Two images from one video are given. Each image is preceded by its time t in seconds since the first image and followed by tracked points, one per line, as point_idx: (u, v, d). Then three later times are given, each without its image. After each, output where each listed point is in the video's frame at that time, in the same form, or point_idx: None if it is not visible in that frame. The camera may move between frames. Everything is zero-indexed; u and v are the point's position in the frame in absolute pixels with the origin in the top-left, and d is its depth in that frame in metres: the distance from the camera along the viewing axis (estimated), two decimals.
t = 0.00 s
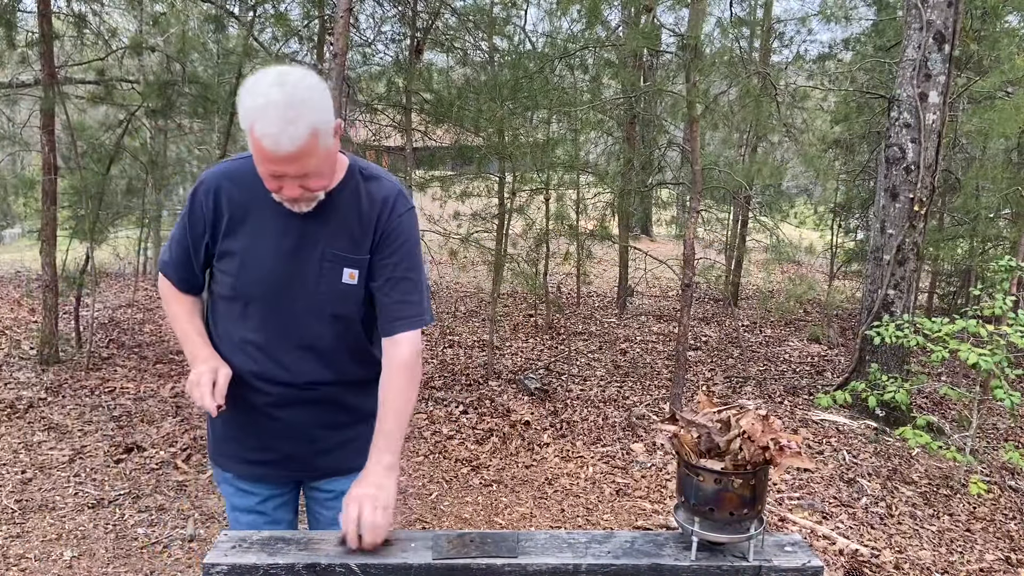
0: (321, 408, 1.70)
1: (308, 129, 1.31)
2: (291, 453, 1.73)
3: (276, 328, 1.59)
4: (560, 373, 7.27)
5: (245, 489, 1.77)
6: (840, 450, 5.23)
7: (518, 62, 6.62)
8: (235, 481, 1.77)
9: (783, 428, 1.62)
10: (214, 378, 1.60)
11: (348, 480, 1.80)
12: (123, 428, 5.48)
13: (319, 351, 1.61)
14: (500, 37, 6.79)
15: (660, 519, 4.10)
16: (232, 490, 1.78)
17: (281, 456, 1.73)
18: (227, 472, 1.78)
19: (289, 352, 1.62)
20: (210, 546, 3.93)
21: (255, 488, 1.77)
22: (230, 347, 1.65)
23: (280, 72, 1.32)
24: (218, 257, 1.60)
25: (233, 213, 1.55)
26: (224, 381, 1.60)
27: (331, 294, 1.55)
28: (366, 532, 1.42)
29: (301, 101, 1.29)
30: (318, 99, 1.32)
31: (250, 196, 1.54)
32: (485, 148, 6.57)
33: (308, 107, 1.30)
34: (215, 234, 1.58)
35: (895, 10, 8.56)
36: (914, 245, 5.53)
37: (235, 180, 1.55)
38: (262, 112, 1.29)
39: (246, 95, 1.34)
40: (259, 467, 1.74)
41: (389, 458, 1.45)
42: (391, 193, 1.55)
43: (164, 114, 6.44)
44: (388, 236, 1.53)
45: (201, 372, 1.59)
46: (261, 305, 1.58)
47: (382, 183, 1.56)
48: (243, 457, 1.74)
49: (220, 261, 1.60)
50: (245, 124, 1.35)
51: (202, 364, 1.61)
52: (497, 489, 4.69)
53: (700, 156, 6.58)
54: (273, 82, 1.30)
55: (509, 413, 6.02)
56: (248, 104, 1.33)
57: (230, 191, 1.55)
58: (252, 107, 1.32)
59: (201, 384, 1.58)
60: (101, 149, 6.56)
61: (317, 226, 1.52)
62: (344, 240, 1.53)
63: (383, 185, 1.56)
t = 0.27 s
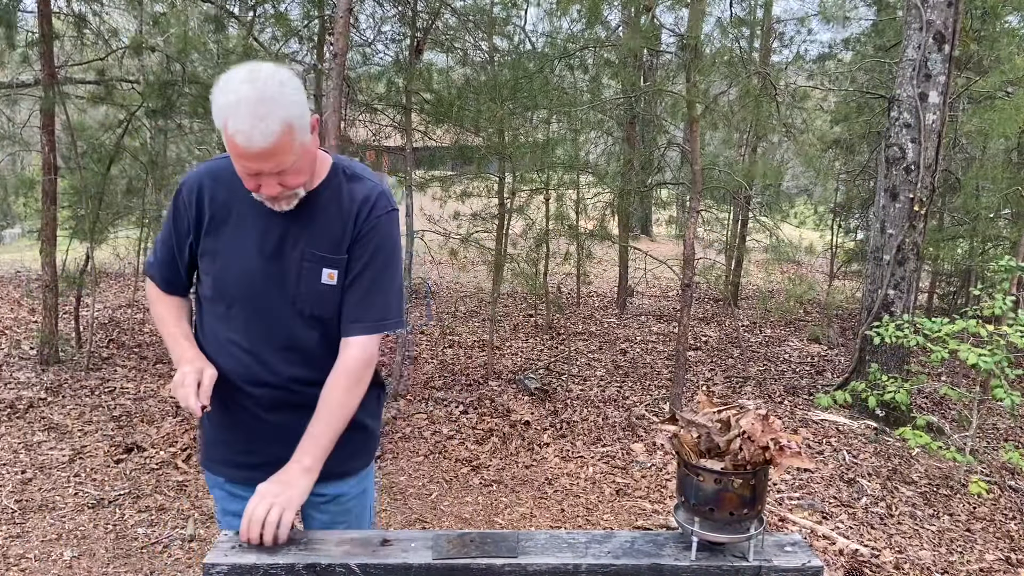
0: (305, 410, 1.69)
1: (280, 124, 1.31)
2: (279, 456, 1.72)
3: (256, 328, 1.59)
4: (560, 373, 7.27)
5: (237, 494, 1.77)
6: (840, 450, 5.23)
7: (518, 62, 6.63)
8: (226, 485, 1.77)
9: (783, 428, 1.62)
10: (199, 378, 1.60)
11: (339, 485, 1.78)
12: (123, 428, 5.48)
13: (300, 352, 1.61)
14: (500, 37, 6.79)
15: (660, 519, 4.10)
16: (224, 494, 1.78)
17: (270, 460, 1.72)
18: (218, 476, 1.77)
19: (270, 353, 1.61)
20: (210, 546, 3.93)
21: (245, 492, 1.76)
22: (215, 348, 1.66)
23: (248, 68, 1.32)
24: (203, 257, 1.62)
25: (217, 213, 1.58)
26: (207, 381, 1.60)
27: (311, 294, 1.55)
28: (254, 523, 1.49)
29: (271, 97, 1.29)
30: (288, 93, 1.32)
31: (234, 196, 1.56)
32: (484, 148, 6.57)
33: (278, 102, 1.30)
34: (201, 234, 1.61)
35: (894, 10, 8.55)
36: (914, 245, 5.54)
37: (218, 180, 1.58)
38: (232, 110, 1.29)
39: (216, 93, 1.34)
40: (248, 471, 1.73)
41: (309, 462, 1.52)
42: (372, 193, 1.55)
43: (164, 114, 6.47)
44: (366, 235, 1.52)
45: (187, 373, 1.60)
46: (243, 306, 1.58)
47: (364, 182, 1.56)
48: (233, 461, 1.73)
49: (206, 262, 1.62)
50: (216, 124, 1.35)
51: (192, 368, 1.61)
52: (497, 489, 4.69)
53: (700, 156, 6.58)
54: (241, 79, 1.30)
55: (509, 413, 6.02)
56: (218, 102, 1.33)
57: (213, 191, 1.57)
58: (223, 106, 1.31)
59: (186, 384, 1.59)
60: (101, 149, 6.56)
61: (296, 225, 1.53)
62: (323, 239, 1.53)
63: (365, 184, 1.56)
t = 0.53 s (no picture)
0: (297, 415, 1.69)
1: (272, 132, 1.33)
2: (272, 461, 1.73)
3: (248, 335, 1.60)
4: (560, 373, 7.27)
5: (229, 498, 1.78)
6: (840, 450, 5.23)
7: (518, 62, 6.63)
8: (217, 490, 1.78)
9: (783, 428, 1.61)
10: (194, 389, 1.60)
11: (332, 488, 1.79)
12: (123, 428, 5.48)
13: (294, 358, 1.61)
14: (500, 37, 6.80)
15: (660, 519, 4.10)
16: (216, 497, 1.80)
17: (262, 465, 1.73)
18: (210, 481, 1.79)
19: (262, 359, 1.61)
20: (210, 546, 3.93)
21: (238, 497, 1.77)
22: (207, 356, 1.66)
23: (233, 78, 1.33)
24: (193, 266, 1.63)
25: (204, 221, 1.58)
26: (203, 391, 1.59)
27: (304, 298, 1.55)
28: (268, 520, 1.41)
29: (261, 105, 1.31)
30: (276, 99, 1.34)
31: (221, 203, 1.56)
32: (484, 148, 6.58)
33: (268, 110, 1.32)
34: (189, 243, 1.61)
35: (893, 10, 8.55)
36: (914, 245, 5.54)
37: (203, 188, 1.57)
38: (223, 122, 1.31)
39: (202, 106, 1.35)
40: (243, 476, 1.74)
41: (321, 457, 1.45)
42: (360, 193, 1.55)
43: (164, 114, 6.47)
44: (357, 237, 1.52)
45: (181, 384, 1.59)
46: (234, 313, 1.58)
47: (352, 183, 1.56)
48: (225, 466, 1.75)
49: (196, 270, 1.62)
50: (206, 136, 1.36)
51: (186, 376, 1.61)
52: (497, 489, 4.69)
53: (701, 156, 6.58)
54: (228, 90, 1.31)
55: (509, 414, 6.02)
56: (205, 115, 1.34)
57: (200, 199, 1.57)
58: (212, 118, 1.33)
59: (181, 394, 1.58)
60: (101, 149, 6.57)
61: (286, 230, 1.53)
62: (313, 242, 1.53)
63: (353, 184, 1.56)
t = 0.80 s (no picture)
0: (312, 419, 1.67)
1: (284, 136, 1.33)
2: (285, 464, 1.72)
3: (265, 338, 1.58)
4: (560, 373, 7.27)
5: (241, 501, 1.78)
6: (840, 450, 5.23)
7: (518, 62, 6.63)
8: (230, 493, 1.77)
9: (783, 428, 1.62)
10: (201, 393, 1.59)
11: (346, 492, 1.77)
12: (123, 428, 5.48)
13: (311, 361, 1.59)
14: (500, 37, 6.81)
15: (660, 519, 4.10)
16: (228, 500, 1.79)
17: (276, 468, 1.72)
18: (223, 483, 1.78)
19: (279, 363, 1.60)
20: (210, 546, 3.93)
21: (250, 499, 1.77)
22: (221, 360, 1.65)
23: (244, 80, 1.33)
24: (207, 269, 1.61)
25: (219, 225, 1.56)
26: (212, 395, 1.58)
27: (322, 300, 1.54)
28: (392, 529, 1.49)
29: (273, 108, 1.31)
30: (287, 102, 1.34)
31: (236, 206, 1.54)
32: (485, 148, 6.58)
33: (280, 113, 1.32)
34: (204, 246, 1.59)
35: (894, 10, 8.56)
36: (914, 245, 5.54)
37: (217, 190, 1.55)
38: (235, 126, 1.31)
39: (214, 111, 1.35)
40: (256, 479, 1.73)
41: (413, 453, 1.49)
42: (376, 193, 1.53)
43: (165, 114, 6.41)
44: (377, 238, 1.51)
45: (189, 388, 1.59)
46: (250, 316, 1.57)
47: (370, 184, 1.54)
48: (238, 469, 1.74)
49: (210, 273, 1.60)
50: (219, 139, 1.36)
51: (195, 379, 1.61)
52: (496, 489, 4.69)
53: (701, 156, 6.57)
54: (240, 94, 1.31)
55: (509, 413, 6.02)
56: (217, 119, 1.34)
57: (214, 203, 1.55)
58: (223, 121, 1.33)
59: (189, 398, 1.57)
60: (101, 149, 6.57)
61: (304, 232, 1.52)
62: (332, 246, 1.52)
63: (371, 186, 1.54)
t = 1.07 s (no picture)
0: (337, 422, 1.67)
1: (325, 141, 1.32)
2: (307, 465, 1.71)
3: (295, 338, 1.58)
4: (560, 373, 7.27)
5: (261, 499, 1.78)
6: (840, 450, 5.23)
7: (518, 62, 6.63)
8: (251, 490, 1.78)
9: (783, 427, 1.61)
10: (230, 385, 1.63)
11: (365, 497, 1.76)
12: (123, 428, 5.48)
13: (338, 364, 1.59)
14: (500, 37, 6.82)
15: (660, 519, 4.10)
16: (250, 497, 1.80)
17: (297, 468, 1.72)
18: (246, 479, 1.79)
19: (306, 363, 1.60)
20: (210, 547, 3.93)
21: (269, 499, 1.77)
22: (252, 355, 1.66)
23: (294, 82, 1.33)
24: (244, 264, 1.62)
25: (258, 220, 1.57)
26: (239, 389, 1.62)
27: (351, 304, 1.53)
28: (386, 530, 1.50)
29: (317, 112, 1.29)
30: (332, 107, 1.32)
31: (275, 204, 1.55)
32: (485, 148, 6.59)
33: (323, 118, 1.30)
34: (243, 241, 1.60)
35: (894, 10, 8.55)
36: (914, 245, 5.54)
37: (260, 186, 1.56)
38: (278, 125, 1.30)
39: (262, 108, 1.35)
40: (277, 477, 1.73)
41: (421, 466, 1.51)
42: (414, 201, 1.52)
43: (164, 114, 6.54)
44: (410, 245, 1.50)
45: (217, 380, 1.63)
46: (280, 314, 1.57)
47: (410, 190, 1.54)
48: (261, 465, 1.74)
49: (245, 267, 1.61)
50: (262, 136, 1.36)
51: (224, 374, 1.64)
52: (497, 489, 4.69)
53: (701, 156, 6.58)
54: (287, 94, 1.31)
55: (509, 413, 6.02)
56: (264, 117, 1.34)
57: (255, 198, 1.56)
58: (268, 121, 1.32)
59: (217, 390, 1.61)
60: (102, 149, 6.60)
61: (337, 235, 1.51)
62: (366, 249, 1.51)
63: (411, 192, 1.53)
